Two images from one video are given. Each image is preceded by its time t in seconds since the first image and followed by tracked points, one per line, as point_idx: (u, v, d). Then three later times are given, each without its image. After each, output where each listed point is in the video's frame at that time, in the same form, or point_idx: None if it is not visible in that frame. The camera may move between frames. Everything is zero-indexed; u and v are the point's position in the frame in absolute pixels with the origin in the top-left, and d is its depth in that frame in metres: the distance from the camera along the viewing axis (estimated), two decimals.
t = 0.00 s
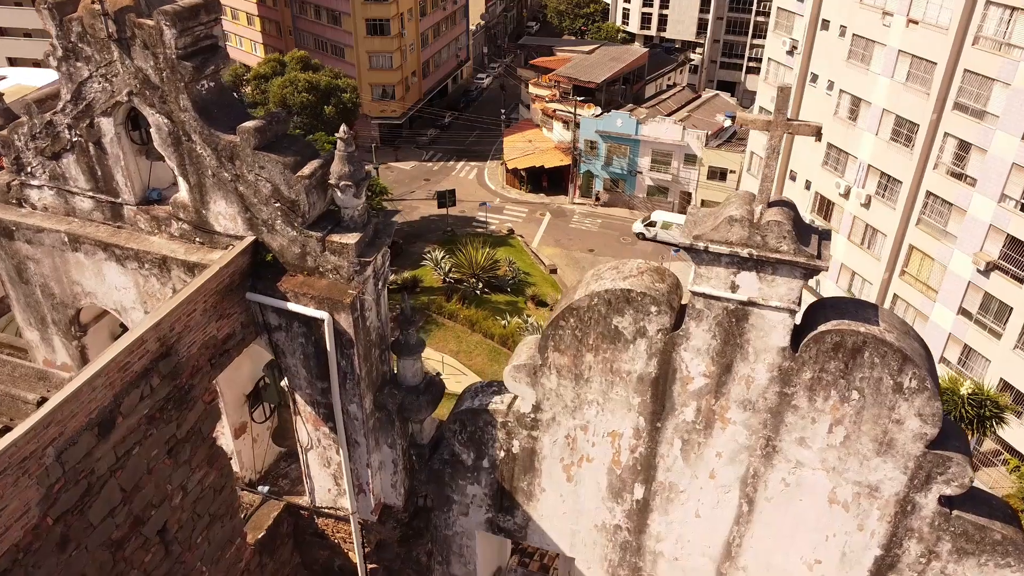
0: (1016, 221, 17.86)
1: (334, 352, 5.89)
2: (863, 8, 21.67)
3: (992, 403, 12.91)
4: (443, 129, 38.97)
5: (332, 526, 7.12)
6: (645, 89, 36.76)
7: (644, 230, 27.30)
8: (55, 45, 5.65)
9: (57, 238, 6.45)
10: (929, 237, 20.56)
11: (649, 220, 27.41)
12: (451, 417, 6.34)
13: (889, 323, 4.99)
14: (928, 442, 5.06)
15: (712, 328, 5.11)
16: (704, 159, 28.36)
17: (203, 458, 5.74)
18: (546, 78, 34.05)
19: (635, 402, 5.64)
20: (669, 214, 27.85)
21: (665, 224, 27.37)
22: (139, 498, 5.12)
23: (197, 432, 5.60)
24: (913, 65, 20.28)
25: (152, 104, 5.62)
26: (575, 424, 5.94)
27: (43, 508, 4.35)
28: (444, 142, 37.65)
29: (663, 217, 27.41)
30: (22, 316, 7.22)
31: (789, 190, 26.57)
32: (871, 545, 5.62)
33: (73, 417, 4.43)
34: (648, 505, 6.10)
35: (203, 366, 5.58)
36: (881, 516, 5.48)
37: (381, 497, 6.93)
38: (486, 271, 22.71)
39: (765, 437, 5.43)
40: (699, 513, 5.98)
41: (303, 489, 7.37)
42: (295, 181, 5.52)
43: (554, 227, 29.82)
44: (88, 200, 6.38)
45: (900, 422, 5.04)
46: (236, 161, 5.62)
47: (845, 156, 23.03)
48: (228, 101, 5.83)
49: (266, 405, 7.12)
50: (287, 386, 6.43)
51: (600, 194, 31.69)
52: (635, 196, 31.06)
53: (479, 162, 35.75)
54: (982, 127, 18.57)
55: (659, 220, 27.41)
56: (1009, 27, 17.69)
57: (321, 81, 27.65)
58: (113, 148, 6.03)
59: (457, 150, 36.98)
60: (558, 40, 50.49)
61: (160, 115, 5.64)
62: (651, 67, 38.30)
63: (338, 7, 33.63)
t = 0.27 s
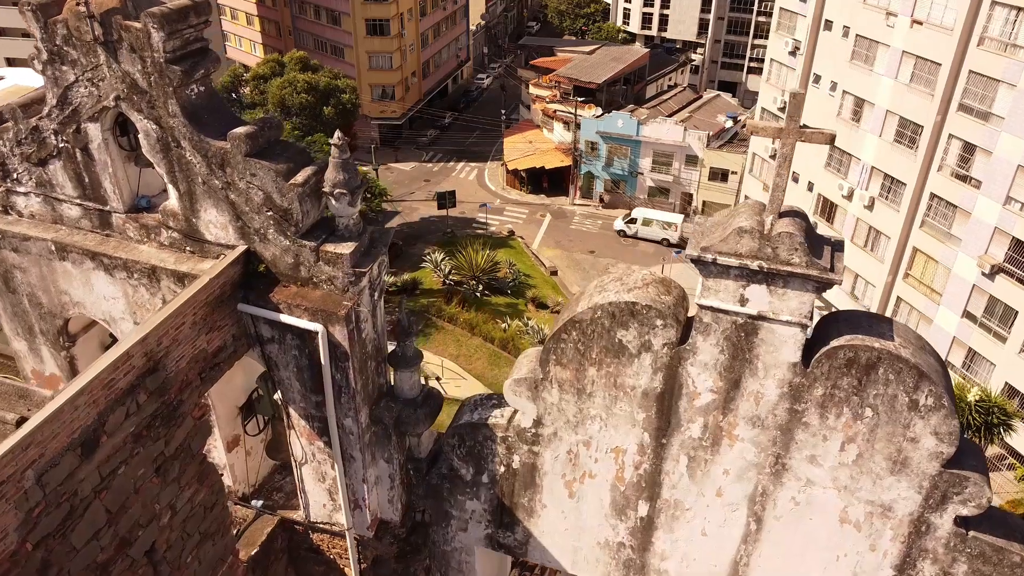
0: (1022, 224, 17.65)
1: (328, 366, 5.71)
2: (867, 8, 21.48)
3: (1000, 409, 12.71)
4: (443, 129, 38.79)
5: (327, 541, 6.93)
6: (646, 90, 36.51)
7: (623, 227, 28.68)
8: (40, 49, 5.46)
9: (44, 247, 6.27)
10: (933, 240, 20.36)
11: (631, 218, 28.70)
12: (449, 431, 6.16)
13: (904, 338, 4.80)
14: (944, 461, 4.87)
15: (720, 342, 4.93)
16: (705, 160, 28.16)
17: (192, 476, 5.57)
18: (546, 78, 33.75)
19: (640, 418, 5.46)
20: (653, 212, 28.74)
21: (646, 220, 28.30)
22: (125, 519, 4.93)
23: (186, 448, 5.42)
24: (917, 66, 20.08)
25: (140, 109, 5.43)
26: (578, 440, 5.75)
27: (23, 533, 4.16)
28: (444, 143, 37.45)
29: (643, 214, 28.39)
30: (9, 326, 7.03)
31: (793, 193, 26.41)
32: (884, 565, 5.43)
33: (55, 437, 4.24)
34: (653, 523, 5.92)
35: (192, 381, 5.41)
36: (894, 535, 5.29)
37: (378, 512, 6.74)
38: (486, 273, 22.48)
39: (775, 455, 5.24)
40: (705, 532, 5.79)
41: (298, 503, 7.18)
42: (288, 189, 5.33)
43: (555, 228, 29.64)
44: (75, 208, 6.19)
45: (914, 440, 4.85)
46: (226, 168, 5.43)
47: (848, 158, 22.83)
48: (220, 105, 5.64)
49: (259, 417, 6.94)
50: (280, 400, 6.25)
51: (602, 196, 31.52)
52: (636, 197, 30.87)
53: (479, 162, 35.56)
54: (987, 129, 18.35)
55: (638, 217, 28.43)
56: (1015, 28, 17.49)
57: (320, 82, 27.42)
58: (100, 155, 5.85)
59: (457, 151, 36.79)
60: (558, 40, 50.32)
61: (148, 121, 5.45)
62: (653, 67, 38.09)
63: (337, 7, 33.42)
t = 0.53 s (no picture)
0: None
1: (322, 380, 5.51)
2: (870, 8, 21.28)
3: (1008, 418, 12.49)
4: (443, 130, 38.59)
5: (321, 558, 6.74)
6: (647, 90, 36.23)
7: (605, 225, 28.69)
8: (22, 52, 5.26)
9: (29, 256, 6.08)
10: (937, 242, 20.14)
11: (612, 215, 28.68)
12: (447, 446, 5.96)
13: (920, 354, 4.60)
14: (962, 482, 4.67)
15: (728, 359, 4.73)
16: (706, 161, 27.97)
17: (181, 495, 5.38)
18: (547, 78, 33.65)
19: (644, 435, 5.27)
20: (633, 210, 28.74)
21: (627, 218, 28.28)
22: (110, 542, 4.74)
23: (173, 467, 5.22)
24: (921, 67, 19.86)
25: (125, 115, 5.23)
26: (580, 457, 5.56)
27: None
28: (444, 144, 37.25)
29: (624, 211, 28.36)
30: None
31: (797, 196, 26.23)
32: None
33: (33, 461, 4.05)
34: (657, 542, 5.72)
35: (180, 397, 5.22)
36: (909, 558, 5.09)
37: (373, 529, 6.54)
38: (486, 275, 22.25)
39: (784, 474, 5.05)
40: (712, 552, 5.59)
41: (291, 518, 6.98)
42: (279, 198, 5.13)
43: (555, 230, 29.43)
44: (61, 216, 5.99)
45: (931, 461, 4.65)
46: (215, 176, 5.24)
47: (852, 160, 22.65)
48: (210, 111, 5.45)
49: (251, 430, 6.75)
50: (272, 415, 6.06)
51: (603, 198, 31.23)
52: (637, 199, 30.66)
53: (479, 163, 35.36)
54: (992, 131, 18.13)
55: (619, 215, 28.40)
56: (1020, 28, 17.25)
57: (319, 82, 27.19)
58: (85, 162, 5.65)
59: (457, 152, 36.59)
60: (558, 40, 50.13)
61: (135, 127, 5.25)
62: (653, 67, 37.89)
63: (337, 7, 33.22)
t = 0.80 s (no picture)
0: None
1: (314, 397, 5.32)
2: (874, 9, 21.08)
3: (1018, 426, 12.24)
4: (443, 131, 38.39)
5: None
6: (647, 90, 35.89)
7: (588, 224, 28.72)
8: (2, 56, 5.06)
9: (12, 266, 5.88)
10: (941, 245, 19.91)
11: (594, 213, 28.65)
12: (444, 463, 5.76)
13: (939, 373, 4.40)
14: (982, 507, 4.46)
15: (737, 378, 4.53)
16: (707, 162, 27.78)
17: (168, 516, 5.19)
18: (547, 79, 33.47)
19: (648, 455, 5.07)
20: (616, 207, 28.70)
21: (610, 216, 28.27)
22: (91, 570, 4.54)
23: (158, 489, 5.03)
24: (926, 68, 19.65)
25: (110, 122, 5.03)
26: (581, 477, 5.36)
27: None
28: (443, 144, 37.04)
29: (606, 209, 28.33)
30: None
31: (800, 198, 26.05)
32: None
33: (9, 487, 3.84)
34: (663, 564, 5.51)
35: (166, 416, 5.02)
36: None
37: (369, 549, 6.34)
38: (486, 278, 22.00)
39: (795, 496, 4.85)
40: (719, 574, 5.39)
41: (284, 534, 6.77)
42: (269, 208, 4.93)
43: (556, 231, 29.22)
44: (45, 225, 5.79)
45: (949, 485, 4.44)
46: (203, 185, 5.04)
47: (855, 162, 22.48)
48: (197, 117, 5.25)
49: (243, 446, 6.54)
50: (263, 431, 5.86)
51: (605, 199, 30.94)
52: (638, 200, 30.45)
53: (479, 164, 35.15)
54: (997, 133, 17.90)
55: (601, 213, 28.35)
56: None
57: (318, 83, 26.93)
58: (69, 170, 5.44)
59: (457, 153, 36.38)
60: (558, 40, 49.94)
61: (120, 134, 5.05)
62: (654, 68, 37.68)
63: (336, 7, 32.99)
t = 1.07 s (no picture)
0: None
1: (306, 417, 5.12)
2: (878, 10, 20.86)
3: None
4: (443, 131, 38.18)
5: None
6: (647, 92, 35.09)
7: (571, 223, 28.74)
8: None
9: None
10: (946, 248, 19.68)
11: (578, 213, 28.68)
12: (442, 483, 5.56)
13: (959, 397, 4.19)
14: (1004, 536, 4.25)
15: (748, 400, 4.33)
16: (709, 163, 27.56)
17: (153, 541, 5.01)
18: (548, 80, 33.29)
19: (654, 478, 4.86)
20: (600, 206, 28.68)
21: (593, 215, 28.29)
22: None
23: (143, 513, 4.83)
24: (930, 70, 19.42)
25: (93, 130, 4.83)
26: (584, 499, 5.15)
27: None
28: (443, 146, 36.82)
29: (589, 208, 28.33)
30: None
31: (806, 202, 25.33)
32: None
33: None
34: None
35: (151, 438, 4.82)
36: None
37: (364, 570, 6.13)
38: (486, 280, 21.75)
39: (808, 522, 4.64)
40: None
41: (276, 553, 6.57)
42: (258, 221, 4.73)
43: (556, 233, 29.00)
44: (28, 237, 5.59)
45: (970, 512, 4.23)
46: (190, 197, 4.83)
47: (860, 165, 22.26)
48: (185, 125, 5.04)
49: (234, 463, 6.34)
50: (254, 450, 5.66)
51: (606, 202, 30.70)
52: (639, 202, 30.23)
53: (479, 166, 34.94)
54: (1003, 136, 17.69)
55: (584, 212, 28.37)
56: None
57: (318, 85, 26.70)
58: (52, 180, 5.24)
59: (457, 154, 36.17)
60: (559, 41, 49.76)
61: (104, 143, 4.84)
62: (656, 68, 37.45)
63: (335, 7, 32.79)
